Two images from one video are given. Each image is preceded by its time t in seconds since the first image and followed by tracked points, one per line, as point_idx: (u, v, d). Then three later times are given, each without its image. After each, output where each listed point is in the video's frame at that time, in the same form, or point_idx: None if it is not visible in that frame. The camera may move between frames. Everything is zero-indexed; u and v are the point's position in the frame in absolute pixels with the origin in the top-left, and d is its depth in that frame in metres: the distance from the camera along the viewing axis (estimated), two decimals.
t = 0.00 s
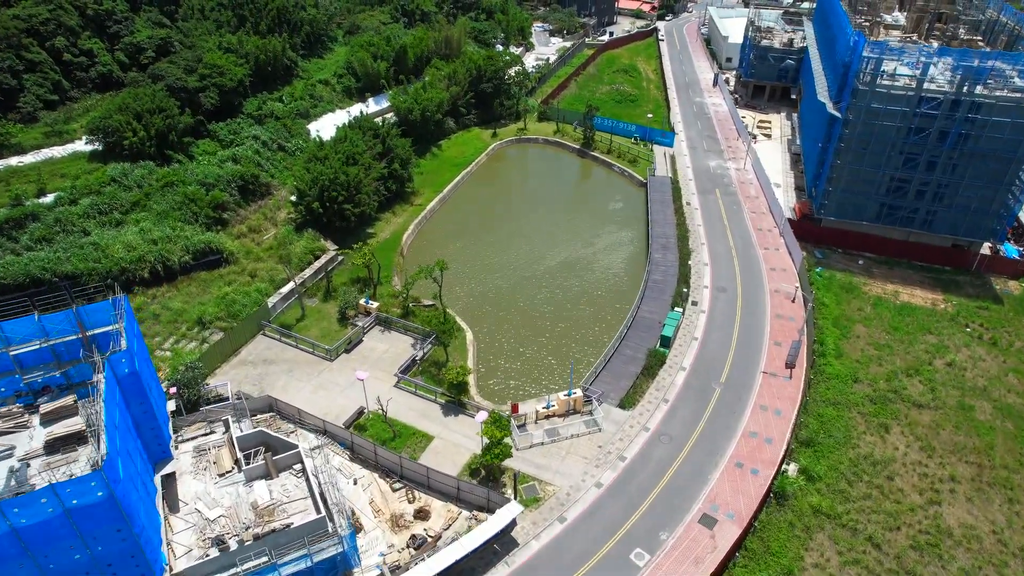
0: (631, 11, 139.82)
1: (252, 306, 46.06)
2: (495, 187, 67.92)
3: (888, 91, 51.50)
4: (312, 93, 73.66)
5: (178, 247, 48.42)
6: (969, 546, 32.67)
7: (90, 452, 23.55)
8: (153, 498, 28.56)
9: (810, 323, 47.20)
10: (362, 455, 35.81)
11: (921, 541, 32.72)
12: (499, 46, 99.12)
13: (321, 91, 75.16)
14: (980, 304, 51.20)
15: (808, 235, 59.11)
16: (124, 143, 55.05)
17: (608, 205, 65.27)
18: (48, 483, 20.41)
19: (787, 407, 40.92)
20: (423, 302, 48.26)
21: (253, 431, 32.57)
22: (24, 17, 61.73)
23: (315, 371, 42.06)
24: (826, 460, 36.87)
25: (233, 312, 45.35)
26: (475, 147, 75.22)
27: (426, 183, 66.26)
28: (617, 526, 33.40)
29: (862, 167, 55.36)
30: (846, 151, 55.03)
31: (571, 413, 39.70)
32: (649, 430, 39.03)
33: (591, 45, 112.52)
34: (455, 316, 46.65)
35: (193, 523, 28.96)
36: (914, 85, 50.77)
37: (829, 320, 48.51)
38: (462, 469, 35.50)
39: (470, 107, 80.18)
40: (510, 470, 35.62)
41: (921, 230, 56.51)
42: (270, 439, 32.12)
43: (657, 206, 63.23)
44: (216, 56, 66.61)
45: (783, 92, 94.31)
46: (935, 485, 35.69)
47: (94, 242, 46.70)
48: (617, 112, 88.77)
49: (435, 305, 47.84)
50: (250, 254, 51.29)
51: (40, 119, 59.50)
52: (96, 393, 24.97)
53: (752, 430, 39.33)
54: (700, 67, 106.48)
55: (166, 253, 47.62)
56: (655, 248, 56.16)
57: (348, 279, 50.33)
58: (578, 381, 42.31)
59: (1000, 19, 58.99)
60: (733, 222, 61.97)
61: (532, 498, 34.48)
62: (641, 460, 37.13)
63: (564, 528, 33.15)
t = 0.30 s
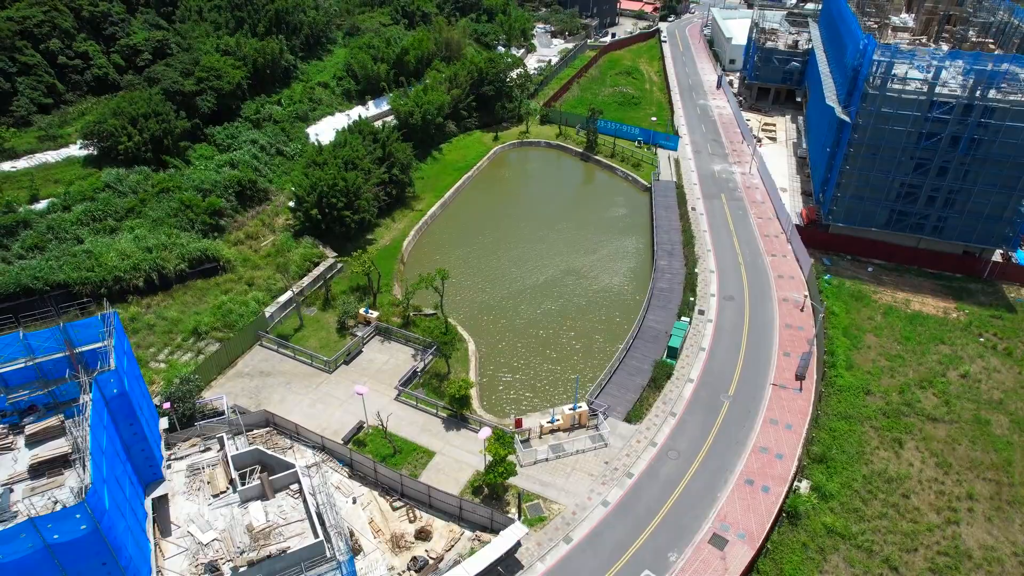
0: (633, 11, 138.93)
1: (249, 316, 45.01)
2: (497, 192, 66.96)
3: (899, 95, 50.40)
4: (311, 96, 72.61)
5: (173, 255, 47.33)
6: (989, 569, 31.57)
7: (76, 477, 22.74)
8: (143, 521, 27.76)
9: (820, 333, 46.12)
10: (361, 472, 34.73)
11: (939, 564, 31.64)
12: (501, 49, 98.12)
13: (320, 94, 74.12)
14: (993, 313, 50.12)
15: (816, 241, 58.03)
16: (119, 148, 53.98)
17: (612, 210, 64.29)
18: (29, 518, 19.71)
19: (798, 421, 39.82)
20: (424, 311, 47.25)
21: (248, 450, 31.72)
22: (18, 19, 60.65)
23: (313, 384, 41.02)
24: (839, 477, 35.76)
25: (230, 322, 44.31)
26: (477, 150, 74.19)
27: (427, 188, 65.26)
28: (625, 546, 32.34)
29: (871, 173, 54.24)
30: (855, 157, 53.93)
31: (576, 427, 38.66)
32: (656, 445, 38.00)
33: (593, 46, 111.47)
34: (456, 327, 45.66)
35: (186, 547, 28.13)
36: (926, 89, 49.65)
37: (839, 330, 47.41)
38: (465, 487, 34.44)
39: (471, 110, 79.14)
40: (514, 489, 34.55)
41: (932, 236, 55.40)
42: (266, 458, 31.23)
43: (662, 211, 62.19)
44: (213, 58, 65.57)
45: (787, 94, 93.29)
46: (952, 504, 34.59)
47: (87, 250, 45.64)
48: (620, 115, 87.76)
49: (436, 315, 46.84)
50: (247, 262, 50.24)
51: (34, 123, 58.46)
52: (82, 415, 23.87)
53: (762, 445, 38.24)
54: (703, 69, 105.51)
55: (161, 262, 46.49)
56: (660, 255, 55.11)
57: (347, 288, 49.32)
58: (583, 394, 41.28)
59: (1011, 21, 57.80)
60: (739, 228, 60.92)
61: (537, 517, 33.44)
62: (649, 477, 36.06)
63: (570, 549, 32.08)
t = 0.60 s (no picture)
0: (636, 12, 137.98)
1: (246, 326, 43.94)
2: (499, 197, 65.88)
3: (910, 99, 49.34)
4: (310, 99, 71.47)
5: (168, 263, 46.18)
6: None
7: (58, 504, 21.67)
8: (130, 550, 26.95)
9: (831, 343, 44.99)
10: (361, 491, 33.62)
11: None
12: (502, 50, 97.07)
13: (319, 96, 73.00)
14: (1007, 322, 48.93)
15: (824, 248, 56.90)
16: (113, 153, 52.86)
17: (616, 216, 63.21)
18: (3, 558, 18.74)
19: (809, 436, 38.70)
20: (425, 321, 46.14)
21: (243, 468, 30.70)
22: (11, 21, 59.49)
23: (311, 397, 39.94)
24: (854, 495, 34.55)
25: (226, 333, 43.19)
26: (478, 154, 73.14)
27: (428, 192, 64.17)
28: (634, 569, 31.19)
29: (882, 178, 53.10)
30: (866, 162, 52.81)
31: (581, 442, 37.54)
32: (665, 462, 36.87)
33: (595, 48, 110.32)
34: (458, 337, 44.57)
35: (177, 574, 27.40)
36: (939, 92, 48.56)
37: (850, 340, 46.25)
38: (467, 506, 33.37)
39: (472, 112, 78.00)
40: (518, 508, 33.44)
41: (943, 243, 54.23)
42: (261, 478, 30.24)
43: (667, 217, 61.09)
44: (210, 61, 64.47)
45: (792, 96, 92.22)
46: (972, 524, 33.39)
47: (79, 258, 44.51)
48: (623, 118, 86.61)
49: (437, 325, 45.71)
50: (244, 270, 49.11)
51: (27, 127, 57.33)
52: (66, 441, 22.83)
53: (774, 461, 37.10)
54: (707, 70, 104.44)
55: (156, 270, 45.35)
56: (665, 262, 53.98)
57: (347, 296, 48.25)
58: (588, 407, 40.18)
59: None
60: (746, 233, 59.78)
61: (542, 537, 32.31)
62: (657, 495, 34.92)
63: (577, 571, 30.94)
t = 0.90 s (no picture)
0: (637, 13, 136.93)
1: (242, 337, 42.79)
2: (500, 201, 64.74)
3: (924, 103, 48.02)
4: (309, 102, 70.33)
5: (163, 272, 44.98)
6: None
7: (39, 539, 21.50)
8: None
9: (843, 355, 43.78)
10: (360, 511, 32.44)
11: None
12: (504, 52, 95.89)
13: (318, 99, 71.82)
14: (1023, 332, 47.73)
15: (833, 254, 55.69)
16: (107, 158, 51.69)
17: (620, 221, 62.08)
18: None
19: (822, 452, 37.51)
20: (426, 331, 45.03)
21: (238, 491, 30.46)
22: (3, 22, 58.29)
23: (309, 412, 38.77)
24: (870, 515, 33.35)
25: (221, 344, 42.01)
26: (480, 157, 71.98)
27: (428, 197, 63.00)
28: None
29: (893, 184, 51.87)
30: (877, 167, 51.57)
31: (587, 459, 36.41)
32: (674, 480, 35.70)
33: (598, 49, 109.12)
34: (460, 349, 43.43)
35: None
36: (953, 96, 47.28)
37: (862, 351, 45.04)
38: (470, 527, 32.21)
39: (473, 115, 76.85)
40: (523, 529, 32.27)
41: (956, 250, 53.01)
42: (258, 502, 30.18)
43: (672, 223, 59.91)
44: (207, 63, 63.29)
45: (797, 98, 91.04)
46: (994, 547, 32.21)
47: (71, 266, 43.35)
48: (627, 120, 85.42)
49: (438, 335, 44.60)
50: (241, 278, 47.94)
51: (19, 131, 56.14)
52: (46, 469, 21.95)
53: (786, 479, 35.92)
54: (710, 72, 103.26)
55: (150, 279, 44.16)
56: (672, 270, 52.81)
57: (346, 306, 47.10)
58: (594, 422, 39.04)
59: None
60: (753, 240, 58.60)
61: (548, 560, 31.11)
62: (667, 515, 33.73)
63: None
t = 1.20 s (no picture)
0: (640, 15, 135.90)
1: (236, 350, 41.54)
2: (502, 207, 63.54)
3: (938, 108, 46.74)
4: (307, 105, 69.17)
5: (156, 281, 43.71)
6: None
7: None
8: None
9: (856, 367, 42.54)
10: (359, 534, 31.25)
11: None
12: (505, 54, 94.68)
13: (317, 102, 70.61)
14: None
15: (844, 262, 54.41)
16: (99, 163, 50.45)
17: (624, 228, 60.89)
18: None
19: (836, 470, 36.28)
20: (426, 342, 43.88)
21: (231, 516, 29.84)
22: None
23: (306, 428, 37.52)
24: (888, 538, 32.06)
25: (215, 357, 40.74)
26: (482, 161, 70.78)
27: (429, 203, 61.79)
28: None
29: (905, 190, 50.56)
30: (889, 173, 50.27)
31: (594, 478, 35.22)
32: (683, 499, 34.48)
33: (600, 50, 107.88)
34: (461, 361, 42.24)
35: None
36: (968, 101, 46.00)
37: (876, 363, 43.76)
38: (472, 551, 30.98)
39: (474, 118, 75.65)
40: (527, 553, 31.03)
41: (970, 258, 51.74)
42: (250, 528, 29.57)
43: (678, 229, 58.69)
44: (203, 66, 62.06)
45: (803, 101, 89.80)
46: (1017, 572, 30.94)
47: (60, 276, 42.07)
48: (630, 123, 84.20)
49: (439, 347, 43.42)
50: (236, 287, 46.69)
51: (10, 135, 54.89)
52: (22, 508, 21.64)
53: (800, 499, 34.69)
54: (714, 74, 102.05)
55: (143, 289, 42.89)
56: (679, 279, 51.59)
57: (344, 316, 45.89)
58: (601, 439, 37.84)
59: None
60: (761, 247, 57.38)
61: None
62: (677, 537, 32.52)
63: None
